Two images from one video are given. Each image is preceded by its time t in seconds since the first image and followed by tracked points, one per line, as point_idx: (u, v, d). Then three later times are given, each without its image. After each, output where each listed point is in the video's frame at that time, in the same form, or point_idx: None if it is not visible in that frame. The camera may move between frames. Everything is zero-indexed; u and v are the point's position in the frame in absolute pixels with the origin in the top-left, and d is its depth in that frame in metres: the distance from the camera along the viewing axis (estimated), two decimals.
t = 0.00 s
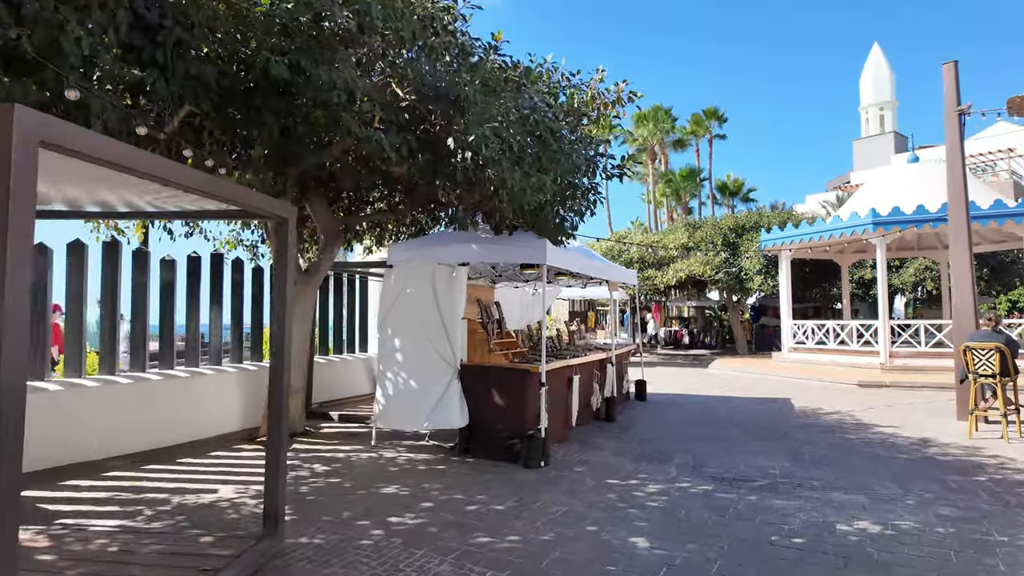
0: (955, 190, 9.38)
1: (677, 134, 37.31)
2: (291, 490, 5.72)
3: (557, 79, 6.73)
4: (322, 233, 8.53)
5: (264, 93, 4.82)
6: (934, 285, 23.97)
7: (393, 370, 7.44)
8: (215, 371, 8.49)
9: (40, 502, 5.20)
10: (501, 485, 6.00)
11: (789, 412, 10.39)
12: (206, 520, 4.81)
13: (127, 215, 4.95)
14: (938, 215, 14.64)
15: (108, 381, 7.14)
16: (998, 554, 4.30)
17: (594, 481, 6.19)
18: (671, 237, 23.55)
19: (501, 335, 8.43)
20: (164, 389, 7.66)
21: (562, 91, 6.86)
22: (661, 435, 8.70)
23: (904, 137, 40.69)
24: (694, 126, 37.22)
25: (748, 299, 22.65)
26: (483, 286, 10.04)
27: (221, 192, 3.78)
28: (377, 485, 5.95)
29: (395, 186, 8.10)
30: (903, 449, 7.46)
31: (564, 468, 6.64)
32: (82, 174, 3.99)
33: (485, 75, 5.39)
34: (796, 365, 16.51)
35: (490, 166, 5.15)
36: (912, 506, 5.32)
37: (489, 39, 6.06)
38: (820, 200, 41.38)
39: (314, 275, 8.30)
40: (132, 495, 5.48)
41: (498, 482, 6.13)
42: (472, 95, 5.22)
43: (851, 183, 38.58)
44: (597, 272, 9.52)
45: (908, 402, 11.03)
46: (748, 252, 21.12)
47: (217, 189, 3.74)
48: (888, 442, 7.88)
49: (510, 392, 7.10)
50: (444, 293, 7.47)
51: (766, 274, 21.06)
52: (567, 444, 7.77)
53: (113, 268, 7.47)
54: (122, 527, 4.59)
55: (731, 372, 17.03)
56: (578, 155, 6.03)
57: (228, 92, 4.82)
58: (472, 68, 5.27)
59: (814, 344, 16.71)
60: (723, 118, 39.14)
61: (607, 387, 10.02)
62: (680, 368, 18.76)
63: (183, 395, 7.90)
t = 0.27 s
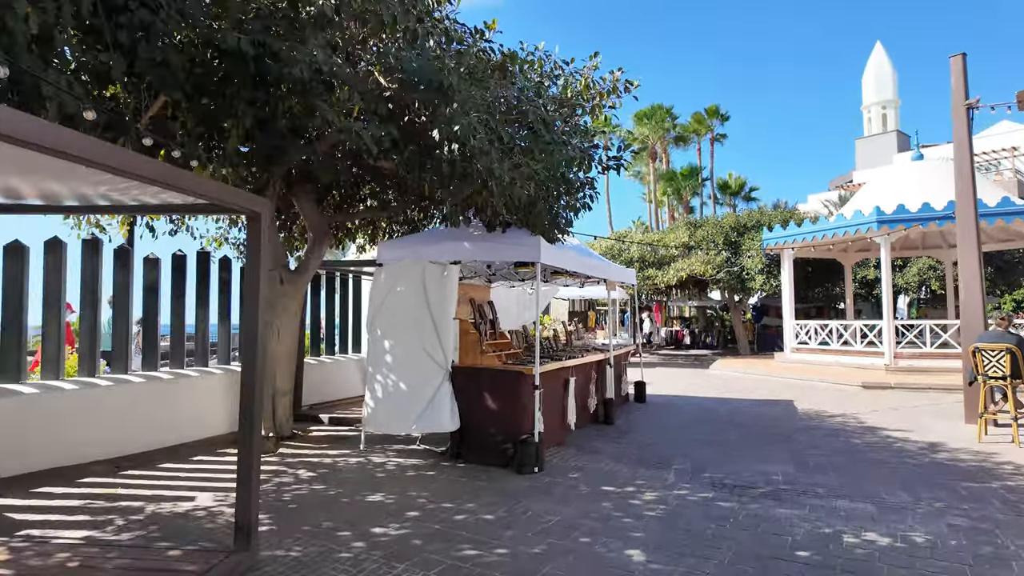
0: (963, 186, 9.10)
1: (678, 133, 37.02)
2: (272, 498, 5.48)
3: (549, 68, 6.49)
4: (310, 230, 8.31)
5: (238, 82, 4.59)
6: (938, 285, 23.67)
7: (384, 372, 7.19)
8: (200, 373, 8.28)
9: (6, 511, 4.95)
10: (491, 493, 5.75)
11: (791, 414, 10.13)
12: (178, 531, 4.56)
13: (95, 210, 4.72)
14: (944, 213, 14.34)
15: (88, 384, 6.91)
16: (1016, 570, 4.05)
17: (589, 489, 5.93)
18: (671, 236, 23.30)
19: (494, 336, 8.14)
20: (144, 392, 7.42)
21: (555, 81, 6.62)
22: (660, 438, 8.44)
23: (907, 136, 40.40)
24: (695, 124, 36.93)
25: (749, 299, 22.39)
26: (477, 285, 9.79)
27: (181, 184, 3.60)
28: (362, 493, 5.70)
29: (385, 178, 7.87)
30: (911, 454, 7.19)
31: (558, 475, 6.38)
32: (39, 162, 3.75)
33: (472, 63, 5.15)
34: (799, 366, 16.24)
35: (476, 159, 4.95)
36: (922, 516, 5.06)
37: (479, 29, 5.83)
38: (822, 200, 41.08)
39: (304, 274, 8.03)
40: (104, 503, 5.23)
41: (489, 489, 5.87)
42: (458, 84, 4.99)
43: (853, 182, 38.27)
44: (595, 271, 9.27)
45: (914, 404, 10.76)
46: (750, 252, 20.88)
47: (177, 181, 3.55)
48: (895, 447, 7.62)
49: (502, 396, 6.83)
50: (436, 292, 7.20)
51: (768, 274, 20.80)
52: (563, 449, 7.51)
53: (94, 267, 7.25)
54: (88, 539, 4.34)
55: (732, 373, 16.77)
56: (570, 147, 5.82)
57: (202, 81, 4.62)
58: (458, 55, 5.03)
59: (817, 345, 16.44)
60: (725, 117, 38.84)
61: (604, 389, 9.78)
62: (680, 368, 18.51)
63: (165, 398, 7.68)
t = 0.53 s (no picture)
0: (972, 177, 8.82)
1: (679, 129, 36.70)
2: (252, 501, 5.23)
3: (543, 51, 6.28)
4: (298, 223, 8.00)
5: (210, 63, 4.44)
6: (942, 282, 23.39)
7: (373, 369, 6.94)
8: (184, 370, 8.04)
9: None
10: (481, 495, 5.50)
11: (794, 413, 9.87)
12: (149, 537, 4.32)
13: (60, 198, 4.47)
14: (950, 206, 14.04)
15: (65, 382, 6.65)
16: None
17: (584, 491, 5.68)
18: (672, 232, 23.04)
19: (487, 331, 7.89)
20: (124, 389, 7.16)
21: (548, 65, 6.43)
22: (659, 438, 8.19)
23: (910, 131, 40.06)
24: (696, 120, 36.62)
25: (751, 296, 22.11)
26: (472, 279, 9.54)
27: (141, 167, 3.37)
28: (347, 496, 5.46)
29: (374, 168, 7.66)
30: (919, 454, 6.93)
31: (552, 476, 6.13)
32: None
33: (458, 44, 4.94)
34: (801, 363, 15.98)
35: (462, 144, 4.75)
36: (934, 521, 4.81)
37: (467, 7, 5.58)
38: (824, 196, 40.77)
39: (293, 268, 7.78)
40: (75, 507, 5.00)
41: (480, 492, 5.62)
42: (442, 66, 4.80)
43: (855, 179, 37.95)
44: (592, 266, 9.01)
45: (920, 402, 10.50)
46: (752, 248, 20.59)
47: (134, 162, 3.32)
48: (902, 446, 7.37)
49: (494, 393, 6.57)
50: (427, 287, 6.94)
51: (770, 271, 20.53)
52: (558, 449, 7.27)
53: (72, 261, 6.99)
54: (51, 548, 4.09)
55: (734, 370, 16.51)
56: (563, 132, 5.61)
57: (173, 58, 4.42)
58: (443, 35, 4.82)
59: (820, 342, 16.18)
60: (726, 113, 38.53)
61: (601, 387, 9.53)
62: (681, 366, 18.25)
63: (146, 395, 7.43)
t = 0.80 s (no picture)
0: (982, 173, 8.56)
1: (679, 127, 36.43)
2: (230, 512, 4.99)
3: (536, 41, 6.09)
4: (287, 221, 7.76)
5: (180, 49, 4.36)
6: (944, 281, 23.15)
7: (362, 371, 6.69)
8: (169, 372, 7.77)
9: None
10: (471, 505, 5.26)
11: (797, 416, 9.63)
12: (117, 553, 4.09)
13: (21, 194, 4.19)
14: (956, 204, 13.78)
15: (41, 387, 6.37)
16: None
17: (580, 500, 5.44)
18: (672, 231, 22.81)
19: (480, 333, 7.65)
20: (106, 392, 6.93)
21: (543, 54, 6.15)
22: (658, 442, 7.95)
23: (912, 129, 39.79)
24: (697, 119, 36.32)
25: (752, 295, 21.87)
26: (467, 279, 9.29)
27: (101, 160, 3.12)
28: (331, 506, 5.22)
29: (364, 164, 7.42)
30: (928, 460, 6.68)
31: (546, 483, 5.89)
32: None
33: (445, 32, 4.77)
34: (803, 364, 15.74)
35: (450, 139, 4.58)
36: (947, 534, 4.56)
37: None
38: (825, 195, 40.51)
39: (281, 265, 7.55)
40: (45, 518, 4.76)
41: (470, 501, 5.39)
42: (426, 52, 4.51)
43: (857, 177, 37.68)
44: (590, 265, 8.75)
45: (925, 404, 10.25)
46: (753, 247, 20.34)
47: (94, 154, 3.07)
48: (909, 451, 7.13)
49: (487, 397, 6.32)
50: (417, 286, 6.69)
51: (771, 270, 20.28)
52: (553, 454, 7.03)
53: (50, 259, 6.72)
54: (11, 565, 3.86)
55: (735, 371, 16.28)
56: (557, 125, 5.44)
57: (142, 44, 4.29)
58: (429, 21, 4.64)
59: (822, 342, 15.92)
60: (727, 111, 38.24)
61: (599, 389, 9.29)
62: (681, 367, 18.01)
63: (129, 398, 7.19)
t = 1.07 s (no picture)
0: (990, 167, 8.28)
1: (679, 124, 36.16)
2: (200, 521, 4.72)
3: (525, 19, 5.81)
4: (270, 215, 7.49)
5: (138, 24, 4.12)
6: (946, 280, 22.89)
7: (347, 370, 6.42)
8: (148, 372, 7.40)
9: None
10: (456, 513, 4.98)
11: (798, 416, 9.35)
12: (71, 566, 3.82)
13: None
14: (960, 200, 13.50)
15: (9, 388, 6.08)
16: None
17: (571, 507, 5.16)
18: (672, 229, 22.56)
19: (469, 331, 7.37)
20: (78, 392, 6.66)
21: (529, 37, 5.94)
22: (655, 445, 7.68)
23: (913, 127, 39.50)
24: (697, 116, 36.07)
25: (752, 294, 21.60)
26: (458, 276, 9.02)
27: (37, 142, 2.84)
28: (307, 514, 4.96)
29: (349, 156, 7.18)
30: (936, 464, 6.40)
31: (536, 489, 5.60)
32: None
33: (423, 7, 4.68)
34: (804, 363, 15.47)
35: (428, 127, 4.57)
36: (960, 544, 4.29)
37: None
38: (826, 193, 40.25)
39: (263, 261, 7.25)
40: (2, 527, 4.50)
41: (455, 508, 5.11)
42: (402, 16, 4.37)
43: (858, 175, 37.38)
44: (585, 262, 8.46)
45: (930, 405, 9.98)
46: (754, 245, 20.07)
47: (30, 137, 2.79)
48: (916, 454, 6.85)
49: (474, 398, 6.05)
50: (403, 283, 6.41)
51: (772, 268, 20.02)
52: (545, 458, 6.75)
53: (21, 256, 6.43)
54: None
55: (735, 370, 16.01)
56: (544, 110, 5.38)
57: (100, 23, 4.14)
58: None
59: (823, 341, 15.65)
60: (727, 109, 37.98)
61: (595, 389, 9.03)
62: (680, 366, 17.75)
63: (104, 398, 6.91)
